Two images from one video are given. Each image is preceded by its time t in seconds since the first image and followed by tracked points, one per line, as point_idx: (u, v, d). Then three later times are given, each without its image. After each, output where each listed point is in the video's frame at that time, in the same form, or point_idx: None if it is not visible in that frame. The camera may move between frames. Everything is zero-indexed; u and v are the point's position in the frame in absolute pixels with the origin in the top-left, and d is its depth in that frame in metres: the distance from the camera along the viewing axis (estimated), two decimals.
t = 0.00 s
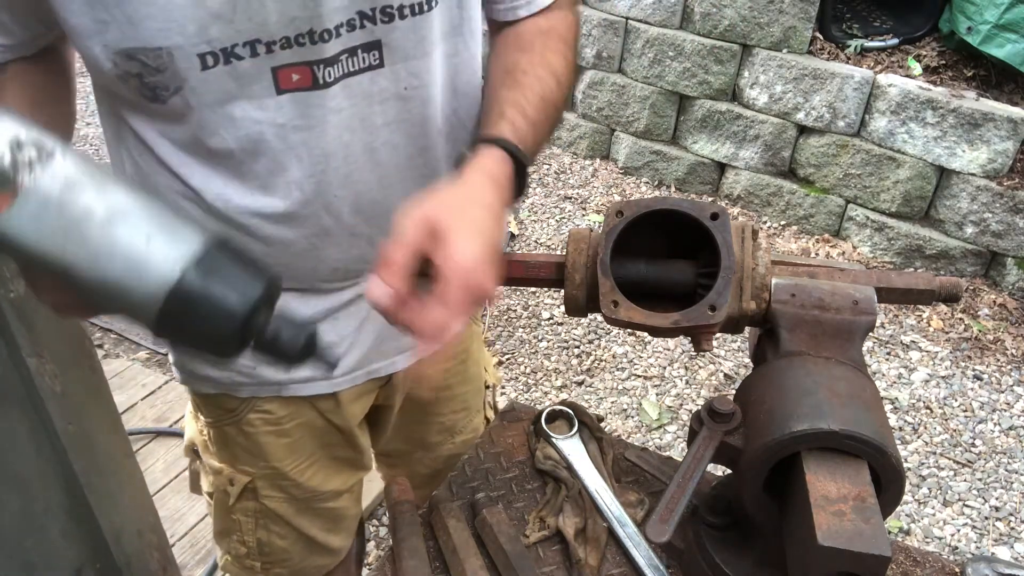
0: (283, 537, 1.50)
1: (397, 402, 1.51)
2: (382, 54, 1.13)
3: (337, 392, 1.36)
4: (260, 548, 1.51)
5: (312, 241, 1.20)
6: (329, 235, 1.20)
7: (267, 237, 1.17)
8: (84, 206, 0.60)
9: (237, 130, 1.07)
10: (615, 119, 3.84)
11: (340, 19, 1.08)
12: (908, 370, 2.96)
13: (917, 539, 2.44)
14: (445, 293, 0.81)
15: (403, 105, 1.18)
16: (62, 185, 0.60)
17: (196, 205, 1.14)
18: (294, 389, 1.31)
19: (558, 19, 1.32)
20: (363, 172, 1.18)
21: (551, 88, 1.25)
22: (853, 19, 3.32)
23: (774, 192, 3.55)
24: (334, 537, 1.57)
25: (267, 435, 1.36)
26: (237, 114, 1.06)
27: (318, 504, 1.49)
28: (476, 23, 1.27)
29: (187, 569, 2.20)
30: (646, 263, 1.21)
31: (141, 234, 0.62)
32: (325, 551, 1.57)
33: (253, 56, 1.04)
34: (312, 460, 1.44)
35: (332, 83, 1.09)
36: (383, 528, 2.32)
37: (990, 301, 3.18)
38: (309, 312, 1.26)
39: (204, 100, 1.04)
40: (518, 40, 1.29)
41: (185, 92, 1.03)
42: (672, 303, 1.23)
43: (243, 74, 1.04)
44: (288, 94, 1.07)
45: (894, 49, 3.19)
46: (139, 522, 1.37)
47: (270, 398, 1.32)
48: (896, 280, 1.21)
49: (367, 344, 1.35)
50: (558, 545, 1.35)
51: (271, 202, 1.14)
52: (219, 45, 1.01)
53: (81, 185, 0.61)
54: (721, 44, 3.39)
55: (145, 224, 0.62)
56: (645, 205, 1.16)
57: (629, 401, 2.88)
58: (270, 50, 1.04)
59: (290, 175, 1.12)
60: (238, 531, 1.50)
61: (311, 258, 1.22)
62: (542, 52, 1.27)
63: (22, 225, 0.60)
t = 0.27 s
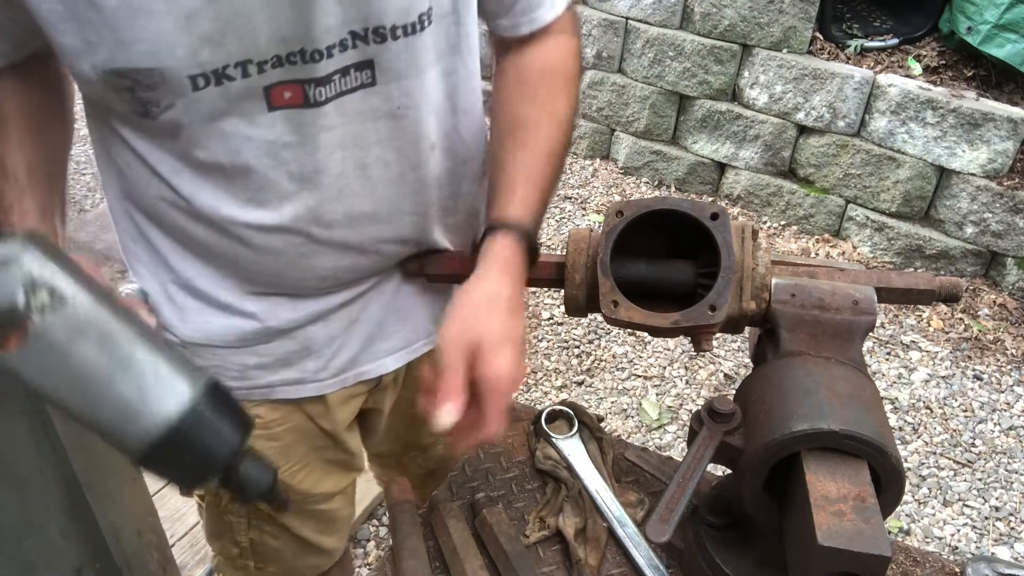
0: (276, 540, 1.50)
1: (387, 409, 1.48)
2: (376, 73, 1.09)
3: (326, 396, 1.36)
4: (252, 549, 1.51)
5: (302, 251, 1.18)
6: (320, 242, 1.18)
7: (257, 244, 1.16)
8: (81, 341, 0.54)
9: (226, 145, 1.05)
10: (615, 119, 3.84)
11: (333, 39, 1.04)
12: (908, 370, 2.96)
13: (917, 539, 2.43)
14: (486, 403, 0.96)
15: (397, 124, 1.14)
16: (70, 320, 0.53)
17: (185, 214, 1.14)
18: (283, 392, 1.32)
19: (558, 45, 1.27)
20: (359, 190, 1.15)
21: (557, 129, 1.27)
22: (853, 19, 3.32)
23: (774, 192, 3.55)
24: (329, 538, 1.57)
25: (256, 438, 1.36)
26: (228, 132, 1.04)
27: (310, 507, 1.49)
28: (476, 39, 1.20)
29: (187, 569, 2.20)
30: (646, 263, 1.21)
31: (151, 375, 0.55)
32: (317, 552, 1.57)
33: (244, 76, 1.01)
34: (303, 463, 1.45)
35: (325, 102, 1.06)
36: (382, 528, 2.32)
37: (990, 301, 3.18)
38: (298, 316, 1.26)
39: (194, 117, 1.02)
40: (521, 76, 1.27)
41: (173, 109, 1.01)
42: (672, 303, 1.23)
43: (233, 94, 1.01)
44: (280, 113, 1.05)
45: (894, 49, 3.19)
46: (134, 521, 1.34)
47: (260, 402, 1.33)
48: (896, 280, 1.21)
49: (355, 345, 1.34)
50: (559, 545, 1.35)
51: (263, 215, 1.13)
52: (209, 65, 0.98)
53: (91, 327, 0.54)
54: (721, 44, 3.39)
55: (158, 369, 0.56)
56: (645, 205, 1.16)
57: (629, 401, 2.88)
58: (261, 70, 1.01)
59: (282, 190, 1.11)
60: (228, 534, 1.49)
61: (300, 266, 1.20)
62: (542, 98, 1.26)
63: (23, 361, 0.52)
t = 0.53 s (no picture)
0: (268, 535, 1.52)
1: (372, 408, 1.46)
2: (346, 105, 1.03)
3: (305, 397, 1.36)
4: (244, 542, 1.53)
5: (277, 261, 1.17)
6: (291, 256, 1.17)
7: (232, 252, 1.16)
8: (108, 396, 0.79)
9: (194, 160, 1.04)
10: (615, 119, 3.84)
11: (301, 71, 0.98)
12: (908, 370, 2.96)
13: (917, 539, 2.43)
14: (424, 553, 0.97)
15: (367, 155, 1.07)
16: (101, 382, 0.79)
17: (166, 218, 1.15)
18: (263, 391, 1.33)
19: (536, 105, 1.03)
20: (335, 219, 1.12)
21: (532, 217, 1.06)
22: (853, 19, 3.32)
23: (774, 192, 3.55)
24: (321, 535, 1.58)
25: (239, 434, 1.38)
26: (198, 152, 1.03)
27: (296, 502, 1.50)
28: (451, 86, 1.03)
29: (187, 569, 2.20)
30: (645, 263, 1.21)
31: (169, 423, 0.82)
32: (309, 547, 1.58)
33: (212, 101, 0.98)
34: (289, 460, 1.46)
35: (294, 132, 1.02)
36: (383, 528, 2.32)
37: (990, 301, 3.18)
38: (276, 319, 1.26)
39: (165, 137, 1.02)
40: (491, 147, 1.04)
41: (144, 125, 1.01)
42: (672, 303, 1.23)
43: (201, 117, 0.99)
44: (250, 140, 1.02)
45: (894, 49, 3.19)
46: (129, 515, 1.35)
47: (240, 399, 1.35)
48: (896, 280, 1.21)
49: (336, 348, 1.32)
50: (558, 545, 1.35)
51: (238, 226, 1.12)
52: (177, 89, 0.97)
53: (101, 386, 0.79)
54: (721, 44, 3.39)
55: (190, 412, 0.85)
56: (645, 205, 1.16)
57: (629, 401, 2.88)
58: (229, 97, 0.98)
59: (254, 208, 1.10)
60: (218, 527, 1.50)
61: (275, 275, 1.19)
62: (503, 208, 1.05)
63: (50, 413, 0.76)
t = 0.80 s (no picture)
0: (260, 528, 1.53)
1: (359, 413, 1.44)
2: (323, 129, 1.02)
3: (285, 400, 1.35)
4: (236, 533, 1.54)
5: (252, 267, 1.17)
6: (264, 266, 1.17)
7: (207, 257, 1.17)
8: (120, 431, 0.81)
9: (167, 169, 1.05)
10: (615, 119, 3.84)
11: (278, 97, 0.97)
12: (908, 370, 2.96)
13: (916, 539, 2.43)
14: None
15: (346, 179, 1.07)
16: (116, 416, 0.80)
17: (146, 220, 1.16)
18: (245, 392, 1.33)
19: (512, 167, 0.98)
20: (307, 238, 1.12)
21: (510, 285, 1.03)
22: (853, 19, 3.32)
23: (774, 192, 3.55)
24: (313, 534, 1.58)
25: (222, 431, 1.38)
26: (170, 166, 1.04)
27: (284, 501, 1.49)
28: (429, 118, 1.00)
29: (187, 569, 2.20)
30: (645, 263, 1.21)
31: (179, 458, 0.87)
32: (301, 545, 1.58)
33: (183, 124, 0.98)
34: (274, 460, 1.45)
35: (270, 156, 1.01)
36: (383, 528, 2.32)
37: (990, 301, 3.17)
38: (253, 322, 1.26)
39: (140, 149, 1.03)
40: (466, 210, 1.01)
41: (117, 135, 1.02)
42: (672, 302, 1.23)
43: (173, 138, 1.00)
44: (221, 164, 1.02)
45: (894, 49, 3.19)
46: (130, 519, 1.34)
47: (221, 397, 1.35)
48: (896, 280, 1.21)
49: (316, 352, 1.31)
50: (558, 545, 1.35)
51: (214, 235, 1.13)
52: (149, 107, 0.97)
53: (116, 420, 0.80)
54: (721, 44, 3.39)
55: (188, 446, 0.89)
56: (645, 204, 1.16)
57: (629, 401, 2.88)
58: (201, 122, 0.98)
59: (229, 220, 1.10)
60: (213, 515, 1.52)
61: (250, 281, 1.19)
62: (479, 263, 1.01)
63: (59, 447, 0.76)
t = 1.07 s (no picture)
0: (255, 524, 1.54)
1: (353, 414, 1.44)
2: (316, 137, 1.02)
3: (278, 401, 1.35)
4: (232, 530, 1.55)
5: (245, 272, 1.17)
6: (258, 270, 1.17)
7: (199, 261, 1.16)
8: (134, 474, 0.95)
9: (160, 172, 1.04)
10: (615, 119, 3.84)
11: (273, 106, 0.97)
12: (908, 370, 2.96)
13: (917, 539, 2.43)
14: None
15: (340, 185, 1.07)
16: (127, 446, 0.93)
17: (139, 222, 1.16)
18: (238, 393, 1.33)
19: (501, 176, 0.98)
20: (301, 245, 1.12)
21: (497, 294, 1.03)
22: (853, 18, 3.32)
23: (774, 192, 3.55)
24: (310, 535, 1.58)
25: (216, 432, 1.39)
26: (165, 172, 1.03)
27: (280, 502, 1.50)
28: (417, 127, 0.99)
29: (187, 569, 2.20)
30: (646, 263, 1.21)
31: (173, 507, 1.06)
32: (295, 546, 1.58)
33: (178, 133, 0.98)
34: (269, 461, 1.45)
35: (265, 166, 1.02)
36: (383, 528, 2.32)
37: (990, 301, 3.17)
38: (247, 325, 1.26)
39: (134, 156, 1.03)
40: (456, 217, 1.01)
41: (110, 139, 1.01)
42: (672, 303, 1.23)
43: (167, 144, 1.00)
44: (216, 173, 1.02)
45: (894, 49, 3.19)
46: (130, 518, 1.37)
47: (215, 399, 1.35)
48: (896, 280, 1.21)
49: (310, 354, 1.31)
50: (558, 545, 1.35)
51: (206, 240, 1.13)
52: (145, 114, 0.97)
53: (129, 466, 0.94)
54: (721, 44, 3.39)
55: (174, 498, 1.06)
56: (645, 204, 1.16)
57: (629, 401, 2.88)
58: (195, 132, 0.98)
59: (223, 224, 1.10)
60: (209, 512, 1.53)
61: (244, 286, 1.19)
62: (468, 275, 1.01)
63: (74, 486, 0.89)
